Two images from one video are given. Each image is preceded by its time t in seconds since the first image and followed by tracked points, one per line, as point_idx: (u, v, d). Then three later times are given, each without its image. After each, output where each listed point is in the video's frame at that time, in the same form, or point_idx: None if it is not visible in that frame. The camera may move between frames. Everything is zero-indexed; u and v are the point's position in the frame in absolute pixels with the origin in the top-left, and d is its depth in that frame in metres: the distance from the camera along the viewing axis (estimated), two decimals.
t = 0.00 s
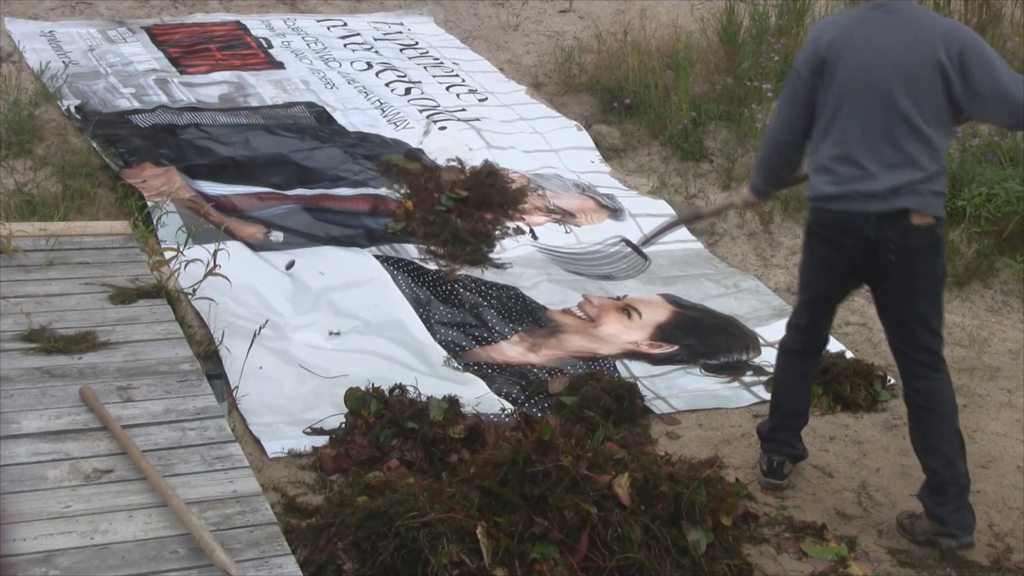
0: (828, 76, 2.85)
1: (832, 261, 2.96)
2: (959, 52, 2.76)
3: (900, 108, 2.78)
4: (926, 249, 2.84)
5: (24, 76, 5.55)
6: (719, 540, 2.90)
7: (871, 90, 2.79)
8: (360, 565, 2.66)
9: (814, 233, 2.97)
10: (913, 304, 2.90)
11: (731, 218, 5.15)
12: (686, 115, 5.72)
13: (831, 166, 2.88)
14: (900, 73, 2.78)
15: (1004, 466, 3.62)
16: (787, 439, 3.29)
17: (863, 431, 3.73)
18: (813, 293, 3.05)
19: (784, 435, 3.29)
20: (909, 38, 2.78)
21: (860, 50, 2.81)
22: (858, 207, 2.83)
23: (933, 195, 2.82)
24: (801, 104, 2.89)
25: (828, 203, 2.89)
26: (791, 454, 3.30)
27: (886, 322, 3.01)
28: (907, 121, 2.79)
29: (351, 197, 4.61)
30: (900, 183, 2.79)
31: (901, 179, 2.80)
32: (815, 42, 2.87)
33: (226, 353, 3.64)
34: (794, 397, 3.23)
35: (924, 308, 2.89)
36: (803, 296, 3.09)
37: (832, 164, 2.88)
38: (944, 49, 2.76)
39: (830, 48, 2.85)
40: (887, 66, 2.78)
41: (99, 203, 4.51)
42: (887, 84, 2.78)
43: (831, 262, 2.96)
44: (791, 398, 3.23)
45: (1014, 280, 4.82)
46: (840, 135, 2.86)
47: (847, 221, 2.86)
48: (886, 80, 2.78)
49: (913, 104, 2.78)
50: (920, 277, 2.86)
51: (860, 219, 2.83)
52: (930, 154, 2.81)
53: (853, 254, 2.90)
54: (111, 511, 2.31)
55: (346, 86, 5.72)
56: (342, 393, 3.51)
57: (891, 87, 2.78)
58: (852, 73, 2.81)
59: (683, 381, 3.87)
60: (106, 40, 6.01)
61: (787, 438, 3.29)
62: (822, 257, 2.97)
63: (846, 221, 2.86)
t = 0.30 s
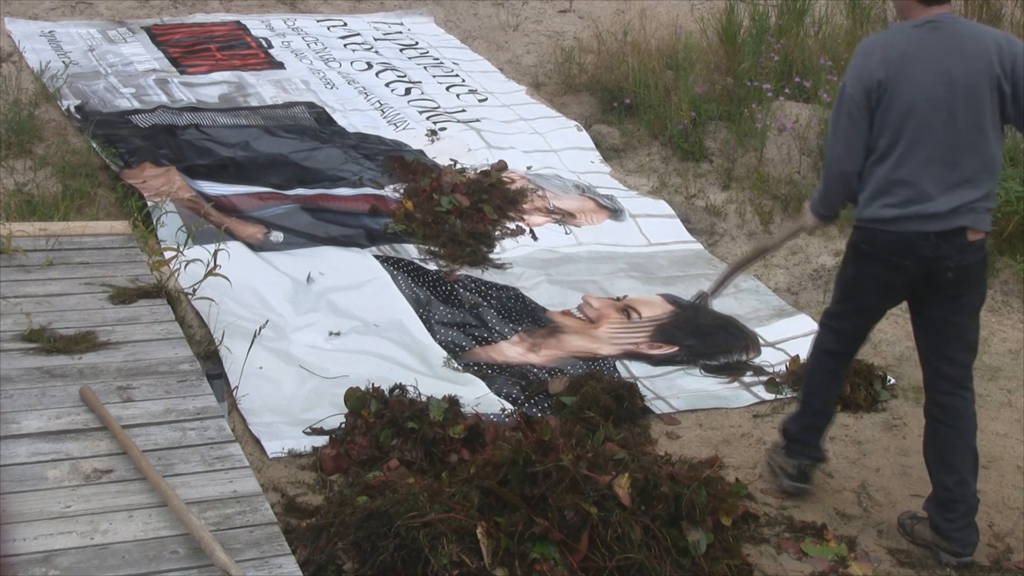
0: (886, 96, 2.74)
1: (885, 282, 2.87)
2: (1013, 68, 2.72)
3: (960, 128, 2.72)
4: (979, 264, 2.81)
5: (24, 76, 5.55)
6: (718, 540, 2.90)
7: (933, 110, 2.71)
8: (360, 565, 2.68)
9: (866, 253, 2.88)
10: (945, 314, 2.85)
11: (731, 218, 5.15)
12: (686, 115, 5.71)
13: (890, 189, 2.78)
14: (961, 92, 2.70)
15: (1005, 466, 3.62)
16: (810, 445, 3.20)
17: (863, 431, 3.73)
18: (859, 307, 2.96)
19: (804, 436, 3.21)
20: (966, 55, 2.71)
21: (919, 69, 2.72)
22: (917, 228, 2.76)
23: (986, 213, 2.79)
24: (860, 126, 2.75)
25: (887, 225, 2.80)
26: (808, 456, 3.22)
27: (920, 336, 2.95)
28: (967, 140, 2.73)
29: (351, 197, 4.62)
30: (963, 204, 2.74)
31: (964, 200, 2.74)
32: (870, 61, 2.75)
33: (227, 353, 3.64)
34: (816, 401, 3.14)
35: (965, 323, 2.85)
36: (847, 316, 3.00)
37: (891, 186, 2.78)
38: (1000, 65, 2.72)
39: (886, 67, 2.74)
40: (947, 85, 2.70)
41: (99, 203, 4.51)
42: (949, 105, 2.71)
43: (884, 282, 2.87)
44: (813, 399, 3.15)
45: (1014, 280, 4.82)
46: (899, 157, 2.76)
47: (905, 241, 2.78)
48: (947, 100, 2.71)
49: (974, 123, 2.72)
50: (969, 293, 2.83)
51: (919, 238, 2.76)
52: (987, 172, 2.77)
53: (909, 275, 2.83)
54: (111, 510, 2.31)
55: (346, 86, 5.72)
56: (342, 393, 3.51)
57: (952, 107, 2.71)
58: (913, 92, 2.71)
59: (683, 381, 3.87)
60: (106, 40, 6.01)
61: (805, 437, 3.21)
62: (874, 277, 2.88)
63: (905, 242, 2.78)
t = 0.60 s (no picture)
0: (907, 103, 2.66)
1: (907, 291, 2.76)
2: None
3: (982, 134, 2.66)
4: (996, 270, 2.78)
5: (24, 76, 5.55)
6: (718, 540, 2.91)
7: (955, 117, 2.64)
8: (360, 565, 2.68)
9: (886, 263, 2.77)
10: (954, 316, 2.81)
11: (731, 218, 5.15)
12: (686, 115, 5.71)
13: (912, 196, 2.70)
14: (981, 97, 2.65)
15: (1005, 466, 3.62)
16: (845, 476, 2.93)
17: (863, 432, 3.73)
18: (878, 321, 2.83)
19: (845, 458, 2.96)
20: (985, 60, 2.65)
21: (939, 75, 2.64)
22: (942, 234, 2.68)
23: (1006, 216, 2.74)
24: (881, 135, 2.67)
25: (911, 233, 2.71)
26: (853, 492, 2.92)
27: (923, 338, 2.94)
28: (990, 146, 2.67)
29: (351, 196, 4.62)
30: (987, 210, 2.69)
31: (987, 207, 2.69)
32: (887, 69, 2.67)
33: (227, 353, 3.64)
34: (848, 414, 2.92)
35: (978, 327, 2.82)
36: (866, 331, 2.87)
37: (913, 194, 2.69)
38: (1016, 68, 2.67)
39: (905, 74, 2.66)
40: (968, 90, 2.64)
41: (100, 203, 4.51)
42: (969, 111, 2.65)
43: (906, 292, 2.76)
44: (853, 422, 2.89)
45: (1014, 281, 4.82)
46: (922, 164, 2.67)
47: (929, 247, 2.70)
48: (968, 106, 2.64)
49: (994, 128, 2.66)
50: (986, 299, 2.79)
51: (942, 243, 2.69)
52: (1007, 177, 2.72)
53: (932, 282, 2.74)
54: (111, 511, 2.31)
55: (346, 86, 5.72)
56: (342, 393, 3.51)
57: (973, 113, 2.65)
58: (935, 99, 2.64)
59: (683, 381, 3.87)
60: (106, 40, 6.01)
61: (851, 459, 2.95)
62: (895, 286, 2.77)
63: (928, 247, 2.70)
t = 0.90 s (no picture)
0: (910, 111, 2.56)
1: (918, 297, 2.66)
2: None
3: (986, 138, 2.59)
4: (999, 273, 2.74)
5: (24, 76, 5.55)
6: (718, 539, 2.91)
7: (958, 124, 2.56)
8: (360, 565, 2.68)
9: (895, 269, 2.66)
10: (958, 322, 2.76)
11: (731, 218, 5.15)
12: (686, 115, 5.71)
13: (919, 205, 2.61)
14: (983, 102, 2.57)
15: (1005, 466, 3.62)
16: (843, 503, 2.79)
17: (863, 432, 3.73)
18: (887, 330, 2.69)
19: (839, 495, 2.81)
20: (985, 63, 2.57)
21: (940, 81, 2.55)
22: (953, 239, 2.61)
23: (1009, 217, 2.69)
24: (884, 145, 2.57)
25: (920, 241, 2.62)
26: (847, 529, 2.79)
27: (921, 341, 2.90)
28: (993, 150, 2.60)
29: (351, 196, 4.62)
30: (994, 215, 2.63)
31: (994, 211, 2.63)
32: (888, 77, 2.56)
33: (227, 353, 3.64)
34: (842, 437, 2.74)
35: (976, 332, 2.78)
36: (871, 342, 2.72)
37: (919, 203, 2.61)
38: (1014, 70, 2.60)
39: (905, 82, 2.56)
40: (970, 95, 2.56)
41: (100, 203, 4.51)
42: (973, 116, 2.57)
43: (917, 299, 2.66)
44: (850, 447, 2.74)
45: (1014, 281, 4.82)
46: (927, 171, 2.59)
47: (940, 251, 2.62)
48: (971, 111, 2.56)
49: (996, 131, 2.60)
50: (989, 303, 2.76)
51: (952, 248, 2.61)
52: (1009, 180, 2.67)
53: (942, 288, 2.66)
54: (111, 510, 2.31)
55: (346, 86, 5.72)
56: (342, 393, 3.51)
57: (977, 118, 2.57)
58: (938, 106, 2.55)
59: (683, 381, 3.87)
60: (106, 40, 6.01)
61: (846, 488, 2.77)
62: (905, 292, 2.66)
63: (939, 253, 2.62)
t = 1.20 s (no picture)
0: (874, 124, 2.49)
1: (900, 315, 2.61)
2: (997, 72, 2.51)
3: (958, 146, 2.50)
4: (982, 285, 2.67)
5: (24, 76, 5.55)
6: (718, 539, 2.91)
7: (925, 132, 2.48)
8: (360, 565, 2.69)
9: (876, 288, 2.61)
10: (945, 339, 2.70)
11: (731, 218, 5.15)
12: (686, 115, 5.71)
13: (892, 218, 2.55)
14: (950, 108, 2.48)
15: (1004, 466, 3.62)
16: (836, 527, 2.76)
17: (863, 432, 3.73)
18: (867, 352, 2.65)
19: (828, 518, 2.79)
20: (950, 69, 2.48)
21: (902, 90, 2.48)
22: (930, 252, 2.54)
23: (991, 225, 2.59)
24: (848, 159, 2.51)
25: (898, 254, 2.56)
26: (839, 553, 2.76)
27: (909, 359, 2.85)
28: (968, 157, 2.51)
29: (351, 196, 4.62)
30: (974, 225, 2.54)
31: (974, 220, 2.54)
32: (847, 91, 2.51)
33: (227, 353, 3.64)
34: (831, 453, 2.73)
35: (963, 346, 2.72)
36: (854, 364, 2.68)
37: (893, 216, 2.54)
38: (984, 73, 2.50)
39: (866, 94, 2.49)
40: (936, 102, 2.48)
41: (100, 203, 4.51)
42: (941, 123, 2.49)
43: (899, 316, 2.61)
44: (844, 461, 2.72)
45: (1014, 281, 4.81)
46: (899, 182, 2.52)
47: (917, 265, 2.55)
48: (939, 119, 2.48)
49: (970, 137, 2.50)
50: (972, 316, 2.69)
51: (931, 262, 2.55)
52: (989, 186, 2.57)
53: (924, 303, 2.61)
54: (112, 510, 2.31)
55: (346, 86, 5.72)
56: (342, 393, 3.51)
57: (946, 124, 2.49)
58: (902, 116, 2.48)
59: (683, 381, 3.87)
60: (105, 40, 6.01)
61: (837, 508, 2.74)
62: (885, 311, 2.61)
63: (919, 267, 2.56)
